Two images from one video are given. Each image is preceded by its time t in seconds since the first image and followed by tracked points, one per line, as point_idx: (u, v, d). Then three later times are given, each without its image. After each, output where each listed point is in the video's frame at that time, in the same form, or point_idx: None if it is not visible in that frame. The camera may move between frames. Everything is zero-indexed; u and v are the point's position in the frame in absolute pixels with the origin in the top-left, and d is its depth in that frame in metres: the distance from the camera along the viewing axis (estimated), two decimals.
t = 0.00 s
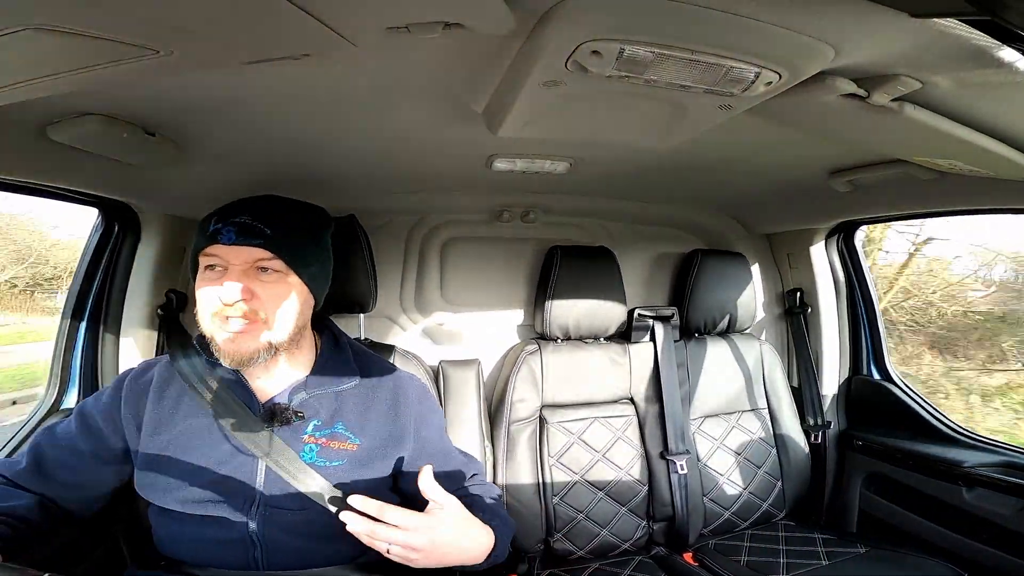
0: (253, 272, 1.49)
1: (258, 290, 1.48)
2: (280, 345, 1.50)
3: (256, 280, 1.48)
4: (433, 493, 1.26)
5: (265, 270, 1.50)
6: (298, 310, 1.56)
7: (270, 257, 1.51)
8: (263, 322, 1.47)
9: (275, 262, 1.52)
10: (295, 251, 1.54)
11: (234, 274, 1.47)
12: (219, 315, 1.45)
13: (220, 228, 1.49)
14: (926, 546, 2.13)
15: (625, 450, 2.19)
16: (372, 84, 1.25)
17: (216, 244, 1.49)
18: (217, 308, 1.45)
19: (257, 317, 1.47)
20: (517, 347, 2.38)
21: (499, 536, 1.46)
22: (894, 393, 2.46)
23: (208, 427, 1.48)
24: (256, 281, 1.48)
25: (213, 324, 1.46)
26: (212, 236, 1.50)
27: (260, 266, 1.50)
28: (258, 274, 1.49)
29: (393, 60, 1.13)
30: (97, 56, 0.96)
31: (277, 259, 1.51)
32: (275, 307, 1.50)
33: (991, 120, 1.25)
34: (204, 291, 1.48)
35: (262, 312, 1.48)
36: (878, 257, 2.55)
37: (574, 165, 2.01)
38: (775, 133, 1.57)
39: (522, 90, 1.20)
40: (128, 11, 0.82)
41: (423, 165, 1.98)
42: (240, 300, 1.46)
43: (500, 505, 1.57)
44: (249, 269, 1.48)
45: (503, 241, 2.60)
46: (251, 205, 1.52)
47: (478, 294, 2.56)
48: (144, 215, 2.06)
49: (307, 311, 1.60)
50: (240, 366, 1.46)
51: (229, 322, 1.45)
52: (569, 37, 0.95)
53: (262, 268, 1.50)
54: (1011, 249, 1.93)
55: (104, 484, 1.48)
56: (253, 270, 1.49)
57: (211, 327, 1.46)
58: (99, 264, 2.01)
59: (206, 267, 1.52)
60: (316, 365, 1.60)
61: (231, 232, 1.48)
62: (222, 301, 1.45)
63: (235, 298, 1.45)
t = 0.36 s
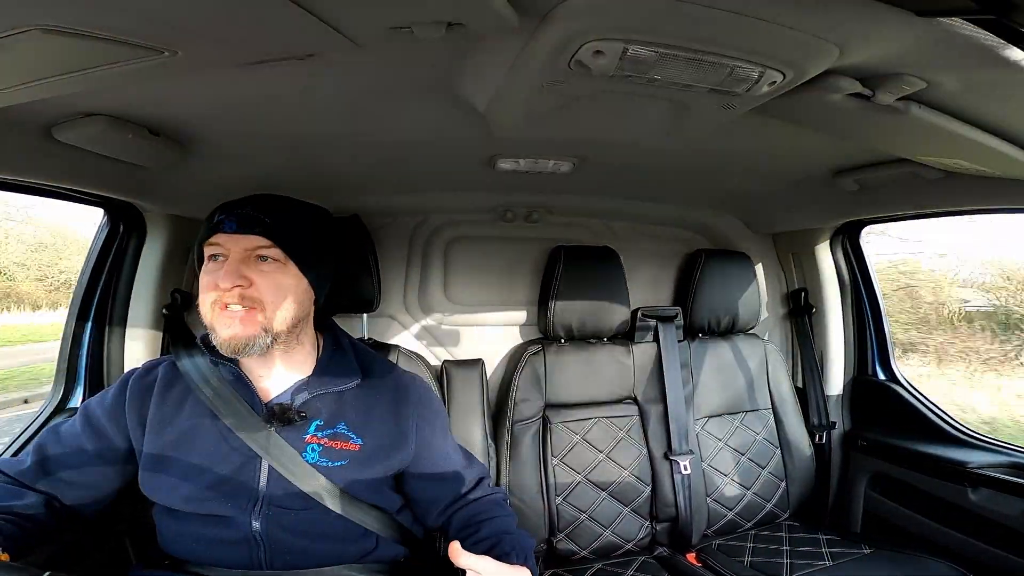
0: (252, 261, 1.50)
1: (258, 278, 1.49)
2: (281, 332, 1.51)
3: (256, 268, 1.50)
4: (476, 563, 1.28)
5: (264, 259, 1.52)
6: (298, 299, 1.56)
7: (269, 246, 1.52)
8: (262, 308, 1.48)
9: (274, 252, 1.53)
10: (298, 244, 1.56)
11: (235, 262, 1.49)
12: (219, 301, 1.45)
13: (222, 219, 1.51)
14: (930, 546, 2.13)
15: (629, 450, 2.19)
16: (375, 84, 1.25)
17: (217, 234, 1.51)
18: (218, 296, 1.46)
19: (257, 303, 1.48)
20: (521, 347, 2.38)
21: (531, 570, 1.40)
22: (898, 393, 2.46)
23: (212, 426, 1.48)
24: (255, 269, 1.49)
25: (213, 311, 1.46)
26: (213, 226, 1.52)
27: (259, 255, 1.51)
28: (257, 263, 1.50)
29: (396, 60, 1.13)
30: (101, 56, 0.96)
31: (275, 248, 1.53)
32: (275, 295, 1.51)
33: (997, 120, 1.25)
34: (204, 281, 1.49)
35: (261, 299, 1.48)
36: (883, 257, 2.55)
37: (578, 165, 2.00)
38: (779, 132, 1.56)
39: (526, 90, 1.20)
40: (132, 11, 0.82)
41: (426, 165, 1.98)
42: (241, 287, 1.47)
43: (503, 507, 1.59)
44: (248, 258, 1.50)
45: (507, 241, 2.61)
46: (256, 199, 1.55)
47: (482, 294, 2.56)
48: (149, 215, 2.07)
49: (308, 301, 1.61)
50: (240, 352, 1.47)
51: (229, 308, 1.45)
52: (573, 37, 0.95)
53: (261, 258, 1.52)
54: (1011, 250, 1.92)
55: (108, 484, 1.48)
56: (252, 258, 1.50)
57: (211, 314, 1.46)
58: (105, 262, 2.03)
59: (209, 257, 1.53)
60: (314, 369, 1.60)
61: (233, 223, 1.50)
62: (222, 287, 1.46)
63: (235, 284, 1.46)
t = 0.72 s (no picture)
0: (264, 260, 1.52)
1: (269, 277, 1.51)
2: (290, 333, 1.53)
3: (268, 267, 1.51)
4: (481, 558, 1.27)
5: (276, 259, 1.53)
6: (308, 301, 1.58)
7: (281, 246, 1.54)
8: (273, 307, 1.50)
9: (286, 252, 1.55)
10: (308, 244, 1.58)
11: (247, 261, 1.50)
12: (231, 299, 1.48)
13: (237, 218, 1.53)
14: (933, 547, 2.12)
15: (631, 451, 2.19)
16: (377, 85, 1.25)
17: (231, 232, 1.53)
18: (230, 294, 1.48)
19: (267, 302, 1.50)
20: (523, 348, 2.38)
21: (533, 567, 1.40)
22: (900, 394, 2.46)
23: (215, 426, 1.49)
24: (267, 268, 1.51)
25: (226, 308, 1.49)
26: (227, 224, 1.54)
27: (271, 254, 1.53)
28: (269, 262, 1.52)
29: (398, 60, 1.13)
30: (104, 57, 0.97)
31: (288, 247, 1.55)
32: (286, 295, 1.53)
33: (1002, 120, 1.24)
34: (217, 279, 1.51)
35: (272, 298, 1.51)
36: (886, 257, 2.54)
37: (580, 165, 2.00)
38: (782, 132, 1.56)
39: (528, 90, 1.20)
40: (136, 12, 0.83)
41: (428, 165, 1.98)
42: (253, 285, 1.49)
43: (505, 507, 1.59)
44: (261, 256, 1.51)
45: (510, 242, 2.60)
46: (268, 198, 1.57)
47: (484, 295, 2.56)
48: (153, 215, 2.08)
49: (317, 303, 1.63)
50: (249, 352, 1.49)
51: (241, 306, 1.48)
52: (576, 38, 0.96)
53: (273, 257, 1.53)
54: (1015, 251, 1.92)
55: (110, 483, 1.49)
56: (264, 257, 1.52)
57: (223, 312, 1.49)
58: (109, 261, 2.04)
59: (221, 254, 1.55)
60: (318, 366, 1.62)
61: (247, 221, 1.52)
62: (235, 285, 1.48)
63: (247, 282, 1.48)
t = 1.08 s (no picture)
0: (270, 256, 1.52)
1: (275, 274, 1.51)
2: (293, 330, 1.53)
3: (274, 264, 1.52)
4: (485, 554, 1.28)
5: (282, 256, 1.53)
6: (312, 298, 1.58)
7: (287, 243, 1.55)
8: (278, 304, 1.50)
9: (292, 249, 1.55)
10: (313, 241, 1.59)
11: (254, 257, 1.50)
12: (237, 295, 1.48)
13: (244, 215, 1.54)
14: (933, 548, 2.12)
15: (631, 451, 2.19)
16: (376, 85, 1.25)
17: (238, 228, 1.53)
18: (236, 290, 1.48)
19: (273, 299, 1.50)
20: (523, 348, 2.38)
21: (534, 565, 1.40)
22: (900, 393, 2.45)
23: (216, 426, 1.49)
24: (273, 265, 1.51)
25: (231, 305, 1.48)
26: (234, 221, 1.55)
27: (277, 252, 1.53)
28: (275, 259, 1.52)
29: (397, 61, 1.13)
30: (104, 57, 0.97)
31: (294, 244, 1.55)
32: (291, 292, 1.53)
33: (1001, 120, 1.24)
34: (223, 274, 1.51)
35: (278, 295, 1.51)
36: (885, 257, 2.54)
37: (580, 166, 2.00)
38: (782, 133, 1.56)
39: (527, 91, 1.20)
40: (136, 12, 0.83)
41: (428, 165, 1.98)
42: (259, 281, 1.49)
43: (504, 507, 1.59)
44: (267, 253, 1.52)
45: (509, 242, 2.60)
46: (274, 196, 1.58)
47: (484, 295, 2.56)
48: (153, 215, 2.08)
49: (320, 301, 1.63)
50: (254, 348, 1.48)
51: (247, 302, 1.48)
52: (574, 38, 0.96)
53: (278, 254, 1.53)
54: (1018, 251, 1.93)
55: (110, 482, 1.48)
56: (270, 253, 1.52)
57: (229, 307, 1.48)
58: (109, 262, 2.04)
59: (226, 251, 1.55)
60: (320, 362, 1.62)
61: (255, 217, 1.53)
62: (241, 281, 1.48)
63: (254, 278, 1.48)
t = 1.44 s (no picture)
0: (263, 254, 1.52)
1: (268, 271, 1.51)
2: (287, 326, 1.52)
3: (266, 261, 1.52)
4: (480, 555, 1.27)
5: (275, 253, 1.54)
6: (306, 295, 1.58)
7: (281, 241, 1.55)
8: (270, 300, 1.50)
9: (285, 246, 1.55)
10: (308, 239, 1.59)
11: (246, 254, 1.51)
12: (229, 292, 1.48)
13: (237, 213, 1.54)
14: (933, 548, 2.12)
15: (631, 451, 2.19)
16: (376, 84, 1.25)
17: (232, 227, 1.54)
18: (229, 288, 1.48)
19: (265, 295, 1.49)
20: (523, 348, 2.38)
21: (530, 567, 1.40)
22: (899, 393, 2.47)
23: (213, 426, 1.49)
24: (265, 262, 1.51)
25: (224, 302, 1.48)
26: (227, 220, 1.55)
27: (270, 249, 1.53)
28: (267, 256, 1.52)
29: (397, 60, 1.13)
30: (105, 56, 0.97)
31: (287, 241, 1.55)
32: (283, 288, 1.52)
33: (1001, 120, 1.24)
34: (216, 273, 1.51)
35: (270, 292, 1.50)
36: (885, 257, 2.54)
37: (580, 166, 2.00)
38: (782, 133, 1.56)
39: (527, 90, 1.20)
40: (136, 11, 0.83)
41: (428, 164, 1.98)
42: (251, 278, 1.49)
43: (501, 507, 1.59)
44: (259, 250, 1.52)
45: (509, 242, 2.61)
46: (268, 196, 1.58)
47: (484, 294, 2.56)
48: (153, 214, 2.08)
49: (314, 297, 1.62)
50: (248, 344, 1.48)
51: (239, 299, 1.48)
52: (574, 38, 0.95)
53: (271, 251, 1.54)
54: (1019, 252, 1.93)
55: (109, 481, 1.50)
56: (263, 250, 1.52)
57: (222, 305, 1.48)
58: (109, 261, 2.04)
59: (219, 250, 1.55)
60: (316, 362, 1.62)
61: (247, 216, 1.53)
62: (233, 278, 1.48)
63: (246, 275, 1.48)
